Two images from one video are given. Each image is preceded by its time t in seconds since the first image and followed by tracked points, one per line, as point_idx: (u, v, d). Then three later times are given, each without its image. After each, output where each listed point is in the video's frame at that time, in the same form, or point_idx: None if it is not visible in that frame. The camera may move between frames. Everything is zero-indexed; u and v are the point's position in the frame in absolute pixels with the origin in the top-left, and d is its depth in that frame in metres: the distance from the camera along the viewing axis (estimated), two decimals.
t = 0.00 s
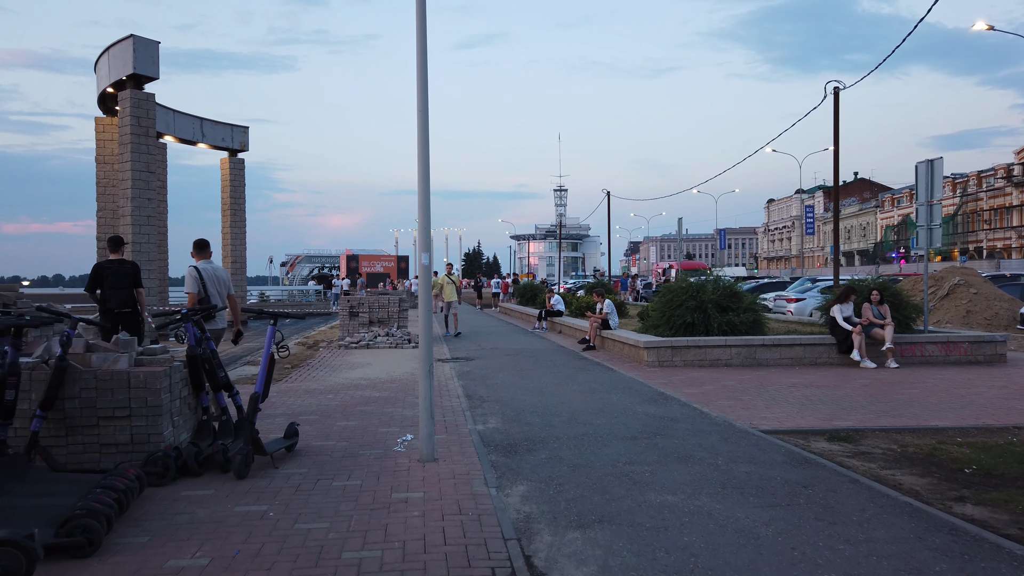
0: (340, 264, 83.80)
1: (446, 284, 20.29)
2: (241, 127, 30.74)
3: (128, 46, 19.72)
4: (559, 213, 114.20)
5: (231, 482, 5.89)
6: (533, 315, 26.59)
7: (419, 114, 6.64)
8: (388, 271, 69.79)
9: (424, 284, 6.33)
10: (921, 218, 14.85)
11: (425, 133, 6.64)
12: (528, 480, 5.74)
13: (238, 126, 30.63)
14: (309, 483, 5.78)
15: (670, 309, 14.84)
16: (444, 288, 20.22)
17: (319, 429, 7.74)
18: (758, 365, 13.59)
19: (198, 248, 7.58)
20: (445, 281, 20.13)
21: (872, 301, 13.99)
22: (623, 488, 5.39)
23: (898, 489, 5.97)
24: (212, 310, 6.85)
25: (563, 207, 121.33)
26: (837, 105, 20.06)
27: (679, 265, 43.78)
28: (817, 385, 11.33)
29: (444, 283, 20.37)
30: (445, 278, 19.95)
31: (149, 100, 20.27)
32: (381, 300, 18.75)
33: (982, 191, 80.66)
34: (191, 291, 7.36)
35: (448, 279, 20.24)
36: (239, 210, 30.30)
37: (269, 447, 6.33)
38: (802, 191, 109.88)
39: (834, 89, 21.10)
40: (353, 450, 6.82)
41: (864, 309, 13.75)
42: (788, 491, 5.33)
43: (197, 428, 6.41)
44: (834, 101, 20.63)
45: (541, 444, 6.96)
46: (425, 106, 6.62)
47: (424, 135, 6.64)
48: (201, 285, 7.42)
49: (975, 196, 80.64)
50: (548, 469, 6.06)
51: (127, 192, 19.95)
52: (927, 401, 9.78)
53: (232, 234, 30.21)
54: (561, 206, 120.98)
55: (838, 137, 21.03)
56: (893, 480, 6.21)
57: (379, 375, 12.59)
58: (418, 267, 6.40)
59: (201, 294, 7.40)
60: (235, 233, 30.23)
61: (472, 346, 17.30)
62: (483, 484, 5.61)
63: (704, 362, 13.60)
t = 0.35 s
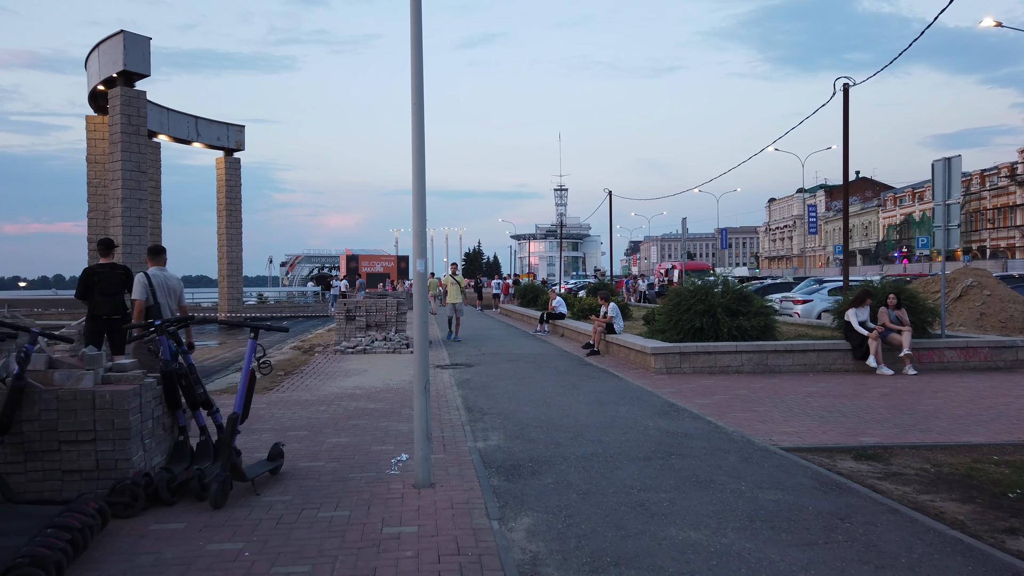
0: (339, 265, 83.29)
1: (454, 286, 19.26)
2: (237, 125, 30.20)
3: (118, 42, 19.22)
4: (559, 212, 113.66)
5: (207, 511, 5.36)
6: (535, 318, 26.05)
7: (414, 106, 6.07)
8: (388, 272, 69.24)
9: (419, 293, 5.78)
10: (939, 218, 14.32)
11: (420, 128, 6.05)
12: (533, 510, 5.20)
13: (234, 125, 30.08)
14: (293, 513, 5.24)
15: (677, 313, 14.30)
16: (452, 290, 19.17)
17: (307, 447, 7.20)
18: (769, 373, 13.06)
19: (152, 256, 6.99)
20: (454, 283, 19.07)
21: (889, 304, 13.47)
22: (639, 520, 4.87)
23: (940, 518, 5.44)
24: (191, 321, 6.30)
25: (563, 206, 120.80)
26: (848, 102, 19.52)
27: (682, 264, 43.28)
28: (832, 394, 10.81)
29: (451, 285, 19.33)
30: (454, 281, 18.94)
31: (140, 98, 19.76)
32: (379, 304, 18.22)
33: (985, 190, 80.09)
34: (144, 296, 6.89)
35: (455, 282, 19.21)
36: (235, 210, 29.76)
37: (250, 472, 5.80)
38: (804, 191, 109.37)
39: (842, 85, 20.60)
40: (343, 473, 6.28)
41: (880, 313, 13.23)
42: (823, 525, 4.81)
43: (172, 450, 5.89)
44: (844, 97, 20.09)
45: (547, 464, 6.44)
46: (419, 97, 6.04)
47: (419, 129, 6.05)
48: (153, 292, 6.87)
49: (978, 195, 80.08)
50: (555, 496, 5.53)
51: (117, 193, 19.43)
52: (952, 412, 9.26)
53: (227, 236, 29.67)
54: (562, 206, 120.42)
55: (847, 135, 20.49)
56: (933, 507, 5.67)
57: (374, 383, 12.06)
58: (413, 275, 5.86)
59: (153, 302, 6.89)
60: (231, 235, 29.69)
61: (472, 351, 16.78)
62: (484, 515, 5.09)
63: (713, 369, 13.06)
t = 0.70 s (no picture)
0: (337, 265, 82.71)
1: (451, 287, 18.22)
2: (229, 121, 29.59)
3: (102, 33, 18.63)
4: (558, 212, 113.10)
5: (161, 532, 4.77)
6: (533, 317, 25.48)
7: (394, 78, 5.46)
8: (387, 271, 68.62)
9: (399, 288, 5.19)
10: (952, 213, 13.77)
11: (402, 104, 5.43)
12: (526, 532, 4.63)
13: (225, 120, 29.48)
14: (256, 535, 4.68)
15: (680, 312, 13.73)
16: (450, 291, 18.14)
17: (282, 457, 6.62)
18: (776, 374, 12.50)
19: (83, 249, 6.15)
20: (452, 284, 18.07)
21: (901, 303, 12.92)
22: (646, 544, 4.32)
23: (978, 537, 4.88)
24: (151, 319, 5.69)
25: (562, 206, 120.22)
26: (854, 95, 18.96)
27: (682, 263, 42.75)
28: (845, 397, 10.25)
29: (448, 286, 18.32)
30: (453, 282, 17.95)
31: (124, 91, 19.16)
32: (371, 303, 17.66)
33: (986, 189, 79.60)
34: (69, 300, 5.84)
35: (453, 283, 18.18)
36: (226, 208, 29.16)
37: (213, 486, 5.22)
38: (804, 190, 108.91)
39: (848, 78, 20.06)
40: (317, 487, 5.70)
41: (893, 311, 12.68)
42: (854, 549, 4.26)
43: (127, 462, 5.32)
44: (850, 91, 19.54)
45: (542, 477, 5.86)
46: (400, 69, 5.43)
47: (399, 105, 5.44)
48: (82, 292, 5.93)
49: (978, 194, 79.59)
50: (551, 513, 4.98)
51: (101, 189, 18.83)
52: (974, 416, 8.69)
53: (219, 234, 29.08)
54: (560, 205, 119.90)
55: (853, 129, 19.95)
56: (969, 525, 5.11)
57: (363, 386, 11.48)
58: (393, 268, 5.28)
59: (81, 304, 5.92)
60: (222, 233, 29.10)
61: (467, 352, 16.22)
62: (471, 537, 4.53)
63: (717, 370, 12.50)
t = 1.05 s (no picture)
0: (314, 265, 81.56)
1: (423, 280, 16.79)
2: (196, 116, 28.70)
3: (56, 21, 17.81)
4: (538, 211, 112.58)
5: (54, 569, 4.14)
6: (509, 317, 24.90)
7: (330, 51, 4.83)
8: (365, 271, 67.67)
9: (335, 287, 4.57)
10: (936, 209, 13.47)
11: (339, 77, 4.78)
12: (474, 565, 4.05)
13: (193, 115, 28.59)
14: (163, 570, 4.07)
15: (657, 312, 13.22)
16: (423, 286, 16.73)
17: (215, 475, 6.00)
18: (756, 376, 12.02)
19: None
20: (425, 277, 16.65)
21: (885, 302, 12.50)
22: None
23: (979, 562, 4.37)
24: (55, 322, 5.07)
25: (543, 205, 119.74)
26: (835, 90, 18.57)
27: (662, 262, 42.33)
28: (828, 400, 9.76)
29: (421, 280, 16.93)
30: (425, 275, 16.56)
31: (80, 82, 18.29)
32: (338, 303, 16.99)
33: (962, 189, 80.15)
34: None
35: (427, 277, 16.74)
36: (194, 206, 28.29)
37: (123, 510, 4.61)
38: (783, 190, 109.29)
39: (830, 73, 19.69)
40: (246, 510, 5.09)
41: (876, 311, 12.26)
42: None
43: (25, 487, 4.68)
44: (831, 86, 19.16)
45: (501, 496, 5.27)
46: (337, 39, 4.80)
47: (336, 79, 4.79)
48: None
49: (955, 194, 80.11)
50: (506, 541, 4.40)
51: (55, 185, 18.00)
52: (964, 421, 8.22)
53: (186, 232, 28.20)
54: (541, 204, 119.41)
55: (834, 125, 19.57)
56: (968, 547, 4.60)
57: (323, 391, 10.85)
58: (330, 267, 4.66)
59: None
60: (190, 231, 28.22)
61: (438, 353, 15.61)
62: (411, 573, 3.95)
63: (696, 372, 12.00)
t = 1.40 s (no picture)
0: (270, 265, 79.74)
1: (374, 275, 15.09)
2: (139, 110, 27.41)
3: None
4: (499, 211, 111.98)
5: None
6: (466, 319, 24.24)
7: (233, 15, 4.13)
8: (323, 271, 66.26)
9: (238, 296, 3.91)
10: (898, 209, 13.23)
11: (242, 43, 4.07)
12: None
13: (135, 109, 27.31)
14: None
15: (616, 315, 12.72)
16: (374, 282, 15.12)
17: (115, 509, 5.28)
18: (717, 382, 11.61)
19: None
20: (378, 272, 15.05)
21: (848, 304, 12.21)
22: None
23: None
24: None
25: (504, 205, 119.19)
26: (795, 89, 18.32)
27: (621, 262, 42.11)
28: (792, 407, 9.36)
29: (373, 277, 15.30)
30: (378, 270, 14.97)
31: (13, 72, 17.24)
32: (284, 306, 16.06)
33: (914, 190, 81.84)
34: None
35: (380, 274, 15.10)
36: (136, 204, 27.03)
37: None
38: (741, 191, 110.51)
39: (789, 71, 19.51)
40: (141, 554, 4.40)
41: (840, 313, 11.94)
42: None
43: None
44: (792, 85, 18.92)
45: (437, 531, 4.66)
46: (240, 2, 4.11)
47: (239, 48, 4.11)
48: None
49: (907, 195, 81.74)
50: None
51: None
52: (933, 430, 7.85)
53: (128, 231, 26.94)
54: (502, 204, 118.83)
55: (793, 124, 19.38)
56: None
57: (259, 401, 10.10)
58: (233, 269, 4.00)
59: None
60: (132, 230, 26.96)
61: (389, 359, 14.91)
62: None
63: (655, 378, 11.52)
